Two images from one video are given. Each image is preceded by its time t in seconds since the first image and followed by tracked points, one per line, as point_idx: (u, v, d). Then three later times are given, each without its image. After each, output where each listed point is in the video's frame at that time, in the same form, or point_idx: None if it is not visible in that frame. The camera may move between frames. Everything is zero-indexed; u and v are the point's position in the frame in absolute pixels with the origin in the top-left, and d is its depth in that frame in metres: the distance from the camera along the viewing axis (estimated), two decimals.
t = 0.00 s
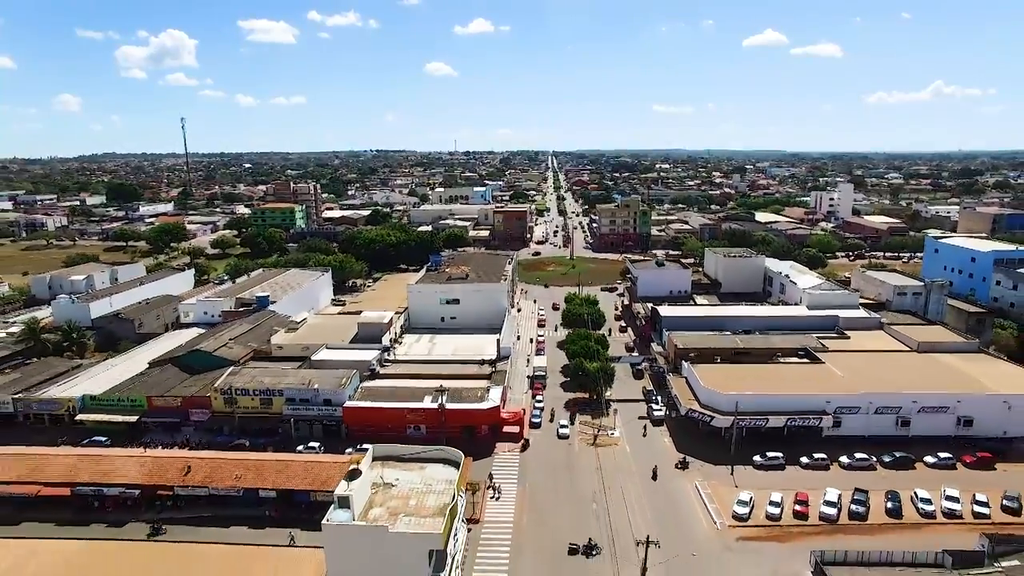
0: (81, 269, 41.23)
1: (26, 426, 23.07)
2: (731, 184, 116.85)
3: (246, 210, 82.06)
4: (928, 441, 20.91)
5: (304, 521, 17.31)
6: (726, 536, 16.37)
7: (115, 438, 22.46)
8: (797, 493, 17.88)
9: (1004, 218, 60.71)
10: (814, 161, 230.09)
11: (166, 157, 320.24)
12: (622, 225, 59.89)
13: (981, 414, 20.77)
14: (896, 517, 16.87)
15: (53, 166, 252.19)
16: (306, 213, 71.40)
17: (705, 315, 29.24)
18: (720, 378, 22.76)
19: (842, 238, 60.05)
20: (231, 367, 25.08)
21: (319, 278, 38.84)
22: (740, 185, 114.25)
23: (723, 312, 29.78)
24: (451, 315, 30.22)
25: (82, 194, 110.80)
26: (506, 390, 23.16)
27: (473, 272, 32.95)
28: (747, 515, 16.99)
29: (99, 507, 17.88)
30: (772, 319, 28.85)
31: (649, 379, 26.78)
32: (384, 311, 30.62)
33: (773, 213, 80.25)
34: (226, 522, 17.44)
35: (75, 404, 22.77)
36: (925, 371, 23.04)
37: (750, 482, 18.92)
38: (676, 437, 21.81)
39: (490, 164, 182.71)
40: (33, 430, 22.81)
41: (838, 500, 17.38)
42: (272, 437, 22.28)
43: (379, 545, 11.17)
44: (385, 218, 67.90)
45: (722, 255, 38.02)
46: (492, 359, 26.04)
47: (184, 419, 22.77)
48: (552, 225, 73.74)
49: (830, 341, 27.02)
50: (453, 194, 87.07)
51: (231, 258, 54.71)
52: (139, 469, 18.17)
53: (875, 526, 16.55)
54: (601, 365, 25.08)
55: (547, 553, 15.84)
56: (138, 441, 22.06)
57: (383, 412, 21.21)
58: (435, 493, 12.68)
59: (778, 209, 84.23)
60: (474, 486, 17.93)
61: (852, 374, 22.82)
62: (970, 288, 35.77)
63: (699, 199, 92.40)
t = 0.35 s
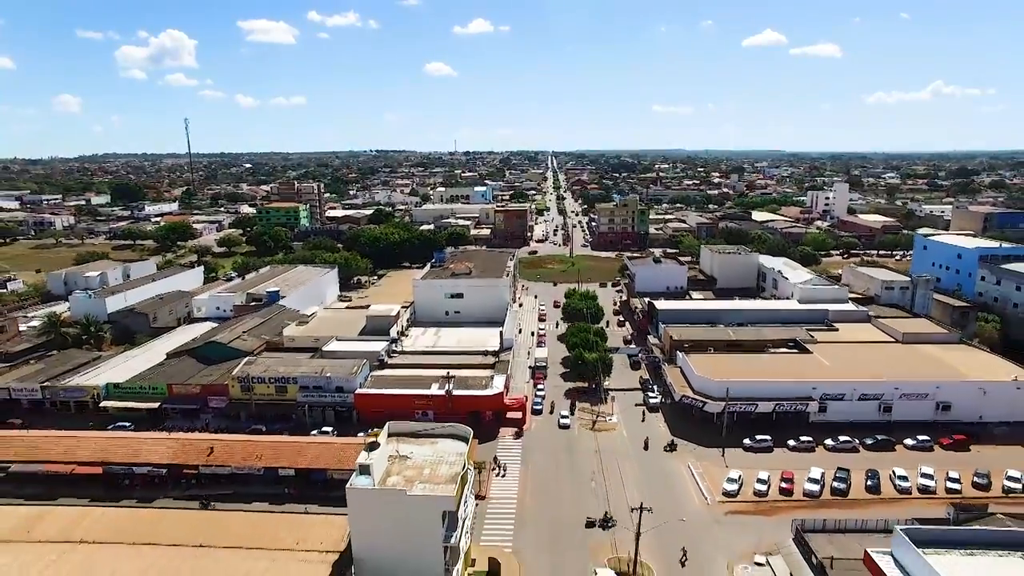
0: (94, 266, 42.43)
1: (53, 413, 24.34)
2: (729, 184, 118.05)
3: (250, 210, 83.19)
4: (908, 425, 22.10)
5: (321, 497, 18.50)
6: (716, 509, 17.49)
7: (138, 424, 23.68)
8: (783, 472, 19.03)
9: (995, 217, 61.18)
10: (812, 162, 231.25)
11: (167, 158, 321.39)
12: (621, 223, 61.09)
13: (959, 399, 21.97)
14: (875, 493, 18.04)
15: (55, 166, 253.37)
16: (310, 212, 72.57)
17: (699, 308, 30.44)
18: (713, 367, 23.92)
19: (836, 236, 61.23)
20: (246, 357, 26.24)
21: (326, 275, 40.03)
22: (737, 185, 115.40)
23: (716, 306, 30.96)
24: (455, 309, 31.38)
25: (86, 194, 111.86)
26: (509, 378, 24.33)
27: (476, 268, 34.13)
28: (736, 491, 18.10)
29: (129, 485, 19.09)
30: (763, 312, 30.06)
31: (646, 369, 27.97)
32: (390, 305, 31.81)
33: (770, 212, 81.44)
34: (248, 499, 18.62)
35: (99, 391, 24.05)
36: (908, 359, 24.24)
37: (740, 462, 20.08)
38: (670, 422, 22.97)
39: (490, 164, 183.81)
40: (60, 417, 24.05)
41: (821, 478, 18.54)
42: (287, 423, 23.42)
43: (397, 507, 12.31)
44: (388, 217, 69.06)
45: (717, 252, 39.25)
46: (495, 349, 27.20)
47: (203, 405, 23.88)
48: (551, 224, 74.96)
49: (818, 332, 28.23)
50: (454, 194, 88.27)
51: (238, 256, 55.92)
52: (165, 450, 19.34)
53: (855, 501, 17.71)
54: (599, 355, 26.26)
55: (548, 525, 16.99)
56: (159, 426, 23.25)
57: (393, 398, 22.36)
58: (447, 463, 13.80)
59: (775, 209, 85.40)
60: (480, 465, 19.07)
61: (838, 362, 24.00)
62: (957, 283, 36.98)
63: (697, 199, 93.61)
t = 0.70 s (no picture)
0: (108, 263, 43.71)
1: (80, 400, 25.68)
2: (726, 184, 119.32)
3: (254, 209, 84.42)
4: (889, 410, 23.43)
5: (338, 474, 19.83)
6: (706, 484, 18.79)
7: (161, 409, 24.99)
8: (770, 451, 20.33)
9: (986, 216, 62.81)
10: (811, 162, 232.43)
11: (169, 158, 322.54)
12: (620, 222, 62.36)
13: (936, 385, 23.32)
14: (854, 471, 19.35)
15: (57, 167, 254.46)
16: (314, 211, 73.82)
17: (694, 301, 31.76)
18: (706, 356, 25.24)
19: (830, 234, 62.53)
20: (262, 348, 27.52)
21: (334, 271, 41.31)
22: (735, 185, 116.65)
23: (710, 300, 32.27)
24: (460, 303, 32.66)
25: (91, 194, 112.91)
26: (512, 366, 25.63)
27: (479, 264, 35.44)
28: (725, 468, 19.38)
29: (158, 464, 20.41)
30: (755, 305, 31.37)
31: (642, 359, 29.29)
32: (397, 299, 33.12)
33: (766, 212, 82.66)
34: (269, 476, 19.93)
35: (123, 378, 25.35)
36: (890, 348, 25.57)
37: (729, 443, 21.38)
38: (665, 407, 24.29)
39: (490, 164, 185.09)
40: (87, 403, 25.37)
41: (805, 456, 19.84)
42: (302, 409, 24.71)
43: (414, 473, 13.59)
44: (391, 216, 70.36)
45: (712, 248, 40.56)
46: (498, 340, 28.50)
47: (221, 392, 25.16)
48: (552, 222, 76.24)
49: (807, 324, 29.56)
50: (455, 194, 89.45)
51: (245, 254, 57.16)
52: (191, 431, 20.64)
53: (835, 477, 19.02)
54: (598, 346, 27.58)
55: (549, 497, 18.27)
56: (181, 412, 24.55)
57: (402, 384, 23.63)
58: (458, 435, 15.08)
59: (772, 208, 86.69)
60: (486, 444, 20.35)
61: (824, 351, 25.32)
62: (943, 279, 38.30)
63: (695, 199, 94.88)
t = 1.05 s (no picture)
0: (120, 261, 44.89)
1: (101, 390, 26.85)
2: (725, 184, 120.51)
3: (258, 208, 85.55)
4: (874, 398, 24.60)
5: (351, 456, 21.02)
6: (698, 465, 19.90)
7: (179, 398, 26.14)
8: (760, 435, 21.45)
9: (978, 215, 64.01)
10: (809, 162, 233.56)
11: (170, 158, 323.67)
12: (619, 221, 63.54)
13: (919, 374, 24.49)
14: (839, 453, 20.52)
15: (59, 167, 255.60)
16: (318, 210, 74.99)
17: (689, 296, 32.94)
18: (700, 346, 26.40)
19: (826, 233, 63.69)
20: (274, 340, 28.66)
21: (341, 268, 42.47)
22: (733, 185, 117.84)
23: (705, 295, 33.43)
24: (463, 298, 33.81)
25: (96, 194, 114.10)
26: (514, 357, 26.79)
27: (482, 260, 36.62)
28: (716, 450, 20.49)
29: (180, 447, 21.60)
30: (749, 300, 32.56)
31: (639, 351, 30.46)
32: (403, 294, 34.31)
33: (763, 211, 83.87)
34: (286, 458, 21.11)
35: (143, 368, 26.51)
36: (876, 340, 26.74)
37: (721, 428, 22.52)
38: (661, 395, 25.45)
39: (490, 164, 186.33)
40: (107, 393, 26.54)
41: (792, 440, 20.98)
42: (314, 397, 25.86)
43: (427, 447, 14.73)
44: (393, 215, 71.54)
45: (708, 246, 41.75)
46: (501, 333, 29.67)
47: (236, 381, 26.29)
48: (552, 221, 77.43)
49: (798, 317, 30.76)
50: (457, 194, 90.68)
51: (252, 252, 58.33)
52: (212, 417, 21.82)
53: (821, 459, 20.16)
54: (597, 338, 28.75)
55: (551, 476, 19.39)
56: (198, 400, 25.70)
57: (410, 373, 24.77)
58: (467, 414, 16.23)
59: (769, 208, 87.86)
60: (491, 428, 21.47)
61: (813, 343, 26.50)
62: (932, 275, 39.49)
63: (693, 198, 96.08)
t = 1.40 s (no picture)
0: (133, 258, 46.21)
1: (123, 379, 28.13)
2: (723, 184, 121.87)
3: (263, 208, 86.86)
4: (859, 385, 25.86)
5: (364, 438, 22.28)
6: (691, 446, 21.13)
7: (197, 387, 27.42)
8: (749, 419, 22.68)
9: (971, 215, 65.10)
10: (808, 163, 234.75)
11: (171, 159, 325.04)
12: (618, 220, 64.82)
13: (902, 363, 25.75)
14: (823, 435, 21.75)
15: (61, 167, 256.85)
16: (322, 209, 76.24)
17: (685, 291, 34.20)
18: (694, 337, 27.65)
19: (821, 231, 64.96)
20: (287, 332, 29.93)
21: (348, 265, 43.78)
22: (731, 184, 119.13)
23: (700, 289, 34.71)
24: (467, 292, 35.09)
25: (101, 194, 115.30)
26: (517, 347, 28.05)
27: (485, 257, 37.89)
28: (708, 433, 21.72)
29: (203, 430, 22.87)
30: (742, 294, 33.83)
31: (637, 343, 31.73)
32: (410, 289, 35.58)
33: (760, 210, 85.16)
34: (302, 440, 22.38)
35: (163, 358, 27.79)
36: (863, 331, 28.00)
37: (713, 413, 23.76)
38: (657, 383, 26.70)
39: (491, 165, 187.65)
40: (129, 381, 27.83)
41: (780, 423, 22.20)
42: (326, 386, 27.13)
43: (439, 422, 15.97)
44: (397, 214, 72.82)
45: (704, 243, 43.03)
46: (504, 326, 30.93)
47: (252, 370, 27.57)
48: (552, 220, 78.71)
49: (789, 310, 32.02)
50: (458, 194, 91.98)
51: (258, 250, 59.61)
52: (232, 403, 23.09)
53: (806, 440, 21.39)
54: (596, 330, 30.01)
55: (552, 455, 20.63)
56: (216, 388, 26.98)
57: (418, 362, 26.01)
58: (474, 394, 17.50)
59: (766, 207, 89.17)
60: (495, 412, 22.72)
61: (802, 334, 27.76)
62: (920, 270, 40.83)
63: (692, 198, 97.36)
